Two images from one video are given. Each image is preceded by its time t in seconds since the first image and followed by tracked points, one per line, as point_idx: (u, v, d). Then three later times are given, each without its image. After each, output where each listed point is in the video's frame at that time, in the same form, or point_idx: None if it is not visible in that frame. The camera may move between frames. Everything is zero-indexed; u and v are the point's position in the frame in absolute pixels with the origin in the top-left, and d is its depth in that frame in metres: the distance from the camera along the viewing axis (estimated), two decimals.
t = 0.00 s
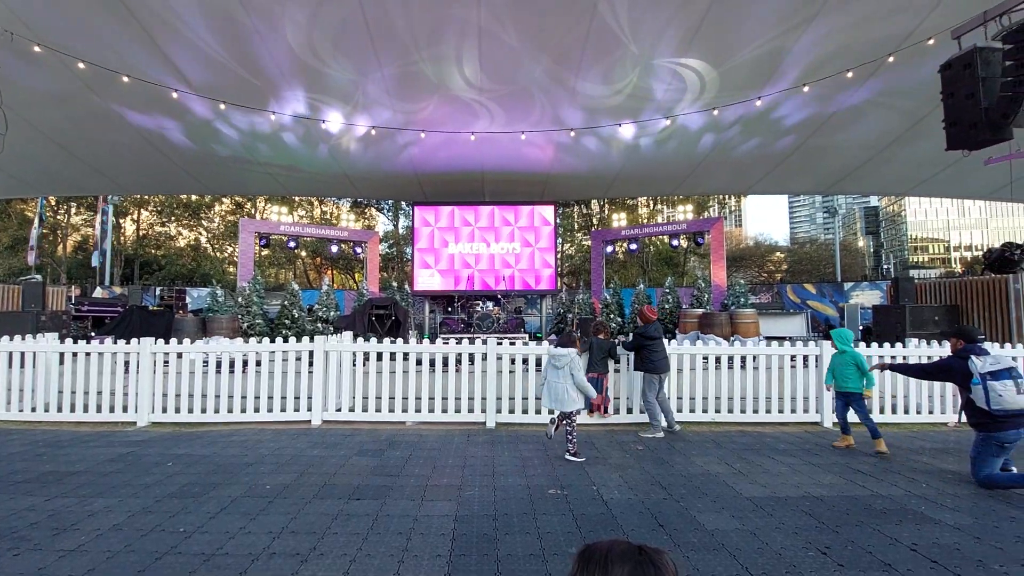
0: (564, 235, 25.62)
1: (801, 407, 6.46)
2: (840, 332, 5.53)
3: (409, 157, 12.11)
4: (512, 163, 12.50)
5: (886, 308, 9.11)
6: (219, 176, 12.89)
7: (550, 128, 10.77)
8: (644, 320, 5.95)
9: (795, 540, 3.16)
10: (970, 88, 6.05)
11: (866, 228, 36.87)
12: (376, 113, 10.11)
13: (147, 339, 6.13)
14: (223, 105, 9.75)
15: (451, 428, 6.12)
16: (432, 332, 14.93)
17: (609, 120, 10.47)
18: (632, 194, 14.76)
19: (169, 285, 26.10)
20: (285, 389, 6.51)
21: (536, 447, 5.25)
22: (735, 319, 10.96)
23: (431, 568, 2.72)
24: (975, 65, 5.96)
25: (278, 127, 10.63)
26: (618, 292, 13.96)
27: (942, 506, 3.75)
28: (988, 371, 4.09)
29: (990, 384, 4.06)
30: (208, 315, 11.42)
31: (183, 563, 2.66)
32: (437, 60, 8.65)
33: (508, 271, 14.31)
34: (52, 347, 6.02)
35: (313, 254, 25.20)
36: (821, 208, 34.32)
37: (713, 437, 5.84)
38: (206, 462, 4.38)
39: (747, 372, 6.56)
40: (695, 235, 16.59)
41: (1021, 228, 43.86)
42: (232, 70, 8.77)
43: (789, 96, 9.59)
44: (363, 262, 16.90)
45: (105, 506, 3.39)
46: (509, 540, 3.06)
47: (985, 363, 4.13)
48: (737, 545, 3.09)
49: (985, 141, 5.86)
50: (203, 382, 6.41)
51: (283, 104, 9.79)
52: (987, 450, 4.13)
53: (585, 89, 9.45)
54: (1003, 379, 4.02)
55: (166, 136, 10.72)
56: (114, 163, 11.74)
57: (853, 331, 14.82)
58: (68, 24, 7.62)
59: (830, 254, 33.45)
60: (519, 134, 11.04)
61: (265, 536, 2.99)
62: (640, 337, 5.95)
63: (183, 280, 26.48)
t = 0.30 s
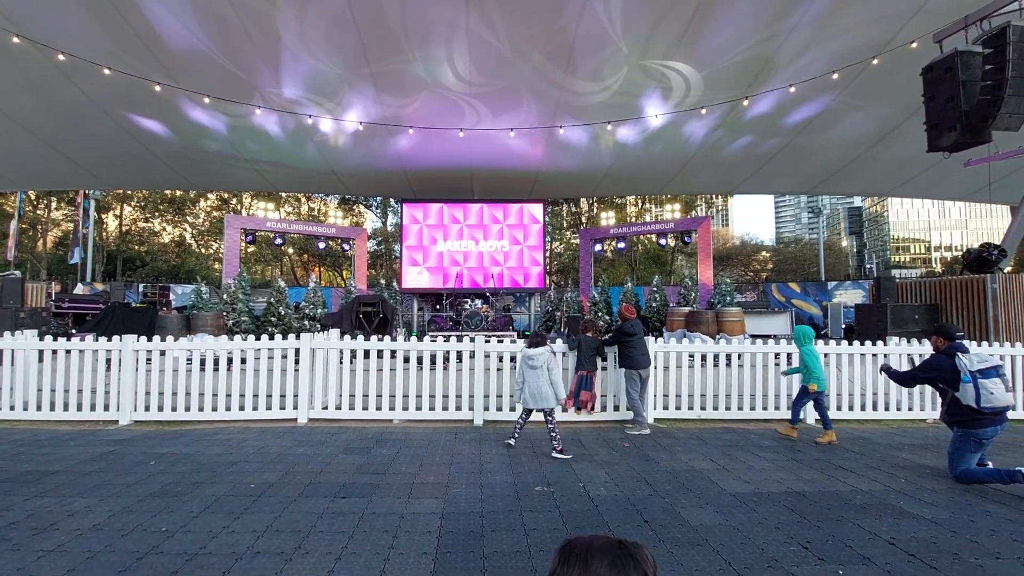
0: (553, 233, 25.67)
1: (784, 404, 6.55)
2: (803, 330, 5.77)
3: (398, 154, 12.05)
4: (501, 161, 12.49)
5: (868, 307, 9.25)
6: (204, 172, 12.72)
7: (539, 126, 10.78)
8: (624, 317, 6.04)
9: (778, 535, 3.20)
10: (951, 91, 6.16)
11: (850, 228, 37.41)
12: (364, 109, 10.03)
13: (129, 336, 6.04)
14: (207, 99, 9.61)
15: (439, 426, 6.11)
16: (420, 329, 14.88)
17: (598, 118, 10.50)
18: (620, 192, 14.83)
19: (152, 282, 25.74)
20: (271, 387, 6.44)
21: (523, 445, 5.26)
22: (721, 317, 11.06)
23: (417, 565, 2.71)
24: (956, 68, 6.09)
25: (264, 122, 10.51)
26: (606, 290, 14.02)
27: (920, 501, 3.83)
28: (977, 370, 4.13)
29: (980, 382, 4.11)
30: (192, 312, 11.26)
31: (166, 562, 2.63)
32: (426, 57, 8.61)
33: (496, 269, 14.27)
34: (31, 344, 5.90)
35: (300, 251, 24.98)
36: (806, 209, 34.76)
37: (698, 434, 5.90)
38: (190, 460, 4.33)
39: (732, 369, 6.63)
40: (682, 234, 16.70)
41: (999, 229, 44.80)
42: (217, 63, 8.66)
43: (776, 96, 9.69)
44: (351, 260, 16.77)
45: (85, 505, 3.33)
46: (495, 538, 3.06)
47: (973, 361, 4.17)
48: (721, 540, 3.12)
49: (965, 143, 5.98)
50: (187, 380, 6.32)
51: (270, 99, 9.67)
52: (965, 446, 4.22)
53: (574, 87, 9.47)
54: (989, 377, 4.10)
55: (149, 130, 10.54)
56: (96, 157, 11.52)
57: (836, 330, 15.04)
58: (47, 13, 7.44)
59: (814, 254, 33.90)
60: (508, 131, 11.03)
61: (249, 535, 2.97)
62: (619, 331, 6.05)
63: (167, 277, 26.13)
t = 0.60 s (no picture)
0: (544, 227, 25.67)
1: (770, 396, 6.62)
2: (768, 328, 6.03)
3: (388, 146, 11.96)
4: (492, 154, 12.44)
5: (853, 300, 9.35)
6: (191, 162, 12.55)
7: (529, 119, 10.74)
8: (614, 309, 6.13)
9: (760, 524, 3.26)
10: (938, 88, 6.22)
11: (838, 223, 37.77)
12: (353, 100, 9.94)
13: (115, 328, 5.97)
14: (193, 88, 9.47)
15: (429, 419, 6.12)
16: (410, 322, 14.84)
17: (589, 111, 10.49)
18: (611, 186, 14.84)
19: (138, 274, 25.45)
20: (259, 380, 6.41)
21: (512, 437, 5.29)
22: (709, 311, 11.16)
23: (404, 556, 2.73)
24: (943, 65, 6.09)
25: (253, 113, 10.38)
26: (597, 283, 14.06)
27: (900, 491, 3.91)
28: (965, 363, 4.17)
29: (969, 376, 4.15)
30: (179, 304, 11.15)
31: (152, 555, 2.62)
32: (417, 47, 8.53)
33: (488, 263, 14.27)
34: (14, 336, 5.82)
35: (290, 243, 24.79)
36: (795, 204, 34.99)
37: (685, 426, 5.96)
38: (178, 453, 4.31)
39: (720, 362, 6.69)
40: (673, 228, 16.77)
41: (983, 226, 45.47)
42: (203, 52, 8.53)
43: (766, 91, 9.73)
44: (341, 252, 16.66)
45: (69, 499, 3.31)
46: (482, 529, 3.09)
47: (960, 355, 4.21)
48: (706, 530, 3.16)
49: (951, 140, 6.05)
50: (174, 373, 6.27)
51: (257, 89, 9.56)
52: (946, 438, 4.31)
53: (565, 79, 9.43)
54: (977, 370, 4.14)
55: (137, 120, 10.40)
56: (80, 147, 11.33)
57: (823, 324, 15.22)
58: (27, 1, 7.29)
59: (802, 249, 34.22)
60: (499, 124, 10.98)
61: (236, 527, 2.97)
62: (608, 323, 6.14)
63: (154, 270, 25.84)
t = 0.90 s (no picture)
0: (536, 225, 25.65)
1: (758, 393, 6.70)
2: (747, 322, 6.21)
3: (379, 143, 11.92)
4: (484, 152, 12.45)
5: (840, 298, 9.47)
6: (179, 158, 12.42)
7: (520, 117, 10.75)
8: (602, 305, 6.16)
9: (746, 519, 3.30)
10: (923, 89, 6.32)
11: (826, 223, 38.15)
12: (344, 96, 9.89)
13: (101, 325, 5.91)
14: (182, 83, 9.38)
15: (419, 417, 6.13)
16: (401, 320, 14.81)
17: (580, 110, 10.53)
18: (602, 185, 14.89)
19: (125, 271, 25.17)
20: (248, 378, 6.37)
21: (501, 434, 5.31)
22: (698, 309, 11.24)
23: (392, 552, 2.74)
24: (928, 67, 6.19)
25: (242, 108, 10.30)
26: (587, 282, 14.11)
27: (882, 486, 3.98)
28: (952, 362, 4.23)
29: (955, 375, 4.21)
30: (167, 302, 11.03)
31: (137, 553, 2.61)
32: (409, 43, 8.51)
33: (479, 260, 14.26)
34: None
35: (280, 240, 24.62)
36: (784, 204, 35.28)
37: (673, 423, 6.01)
38: (164, 451, 4.28)
39: (707, 360, 6.75)
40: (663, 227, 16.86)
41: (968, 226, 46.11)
42: (191, 46, 8.45)
43: (756, 91, 9.81)
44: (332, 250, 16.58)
45: (53, 497, 3.28)
46: (470, 525, 3.10)
47: (947, 353, 4.27)
48: (692, 525, 3.20)
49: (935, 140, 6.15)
50: (161, 371, 6.21)
51: (247, 84, 9.49)
52: (927, 433, 4.39)
53: (556, 77, 9.45)
54: (963, 369, 4.20)
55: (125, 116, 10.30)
56: (65, 142, 11.17)
57: (810, 322, 15.38)
58: None
59: (791, 249, 34.53)
60: (490, 122, 10.98)
61: (223, 525, 2.97)
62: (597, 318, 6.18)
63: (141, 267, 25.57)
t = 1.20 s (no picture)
0: (529, 221, 25.63)
1: (746, 389, 6.74)
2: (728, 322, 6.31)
3: (370, 139, 11.85)
4: (476, 148, 12.42)
5: (828, 295, 9.54)
6: (167, 153, 12.29)
7: (511, 112, 10.73)
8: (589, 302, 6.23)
9: (732, 514, 3.32)
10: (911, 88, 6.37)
11: (816, 220, 38.47)
12: (334, 90, 9.81)
13: (86, 323, 5.84)
14: (169, 77, 9.26)
15: (409, 413, 6.12)
16: (392, 316, 14.77)
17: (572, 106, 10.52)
18: (594, 181, 14.90)
19: (113, 267, 24.90)
20: (236, 375, 6.33)
21: (491, 431, 5.31)
22: (689, 306, 11.29)
23: (378, 550, 2.74)
24: (916, 65, 6.17)
25: (232, 102, 10.20)
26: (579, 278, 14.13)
27: (866, 480, 4.02)
28: (935, 356, 4.30)
29: (938, 369, 4.28)
30: (154, 298, 10.92)
31: (119, 553, 2.59)
32: (400, 38, 8.47)
33: (471, 257, 14.25)
34: None
35: (270, 236, 24.45)
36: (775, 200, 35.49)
37: (663, 419, 6.04)
38: (150, 450, 4.24)
39: (697, 356, 6.79)
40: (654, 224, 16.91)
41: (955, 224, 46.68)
42: (177, 39, 8.34)
43: (746, 89, 9.85)
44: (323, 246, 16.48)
45: (36, 497, 3.25)
46: (458, 521, 3.10)
47: (930, 348, 4.34)
48: (679, 521, 3.22)
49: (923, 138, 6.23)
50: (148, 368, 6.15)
51: (235, 78, 9.39)
52: (912, 428, 4.43)
53: (547, 72, 9.43)
54: (945, 363, 4.29)
55: (112, 109, 10.16)
56: (50, 136, 11.01)
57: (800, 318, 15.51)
58: None
59: (782, 245, 34.78)
60: (481, 118, 10.95)
61: (208, 523, 2.94)
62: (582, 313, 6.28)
63: (130, 263, 25.30)
